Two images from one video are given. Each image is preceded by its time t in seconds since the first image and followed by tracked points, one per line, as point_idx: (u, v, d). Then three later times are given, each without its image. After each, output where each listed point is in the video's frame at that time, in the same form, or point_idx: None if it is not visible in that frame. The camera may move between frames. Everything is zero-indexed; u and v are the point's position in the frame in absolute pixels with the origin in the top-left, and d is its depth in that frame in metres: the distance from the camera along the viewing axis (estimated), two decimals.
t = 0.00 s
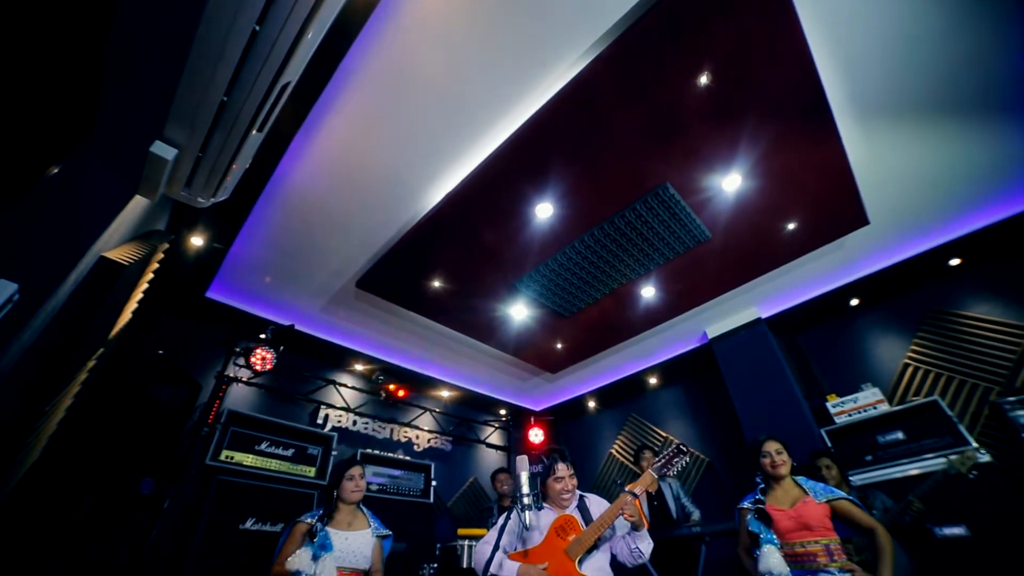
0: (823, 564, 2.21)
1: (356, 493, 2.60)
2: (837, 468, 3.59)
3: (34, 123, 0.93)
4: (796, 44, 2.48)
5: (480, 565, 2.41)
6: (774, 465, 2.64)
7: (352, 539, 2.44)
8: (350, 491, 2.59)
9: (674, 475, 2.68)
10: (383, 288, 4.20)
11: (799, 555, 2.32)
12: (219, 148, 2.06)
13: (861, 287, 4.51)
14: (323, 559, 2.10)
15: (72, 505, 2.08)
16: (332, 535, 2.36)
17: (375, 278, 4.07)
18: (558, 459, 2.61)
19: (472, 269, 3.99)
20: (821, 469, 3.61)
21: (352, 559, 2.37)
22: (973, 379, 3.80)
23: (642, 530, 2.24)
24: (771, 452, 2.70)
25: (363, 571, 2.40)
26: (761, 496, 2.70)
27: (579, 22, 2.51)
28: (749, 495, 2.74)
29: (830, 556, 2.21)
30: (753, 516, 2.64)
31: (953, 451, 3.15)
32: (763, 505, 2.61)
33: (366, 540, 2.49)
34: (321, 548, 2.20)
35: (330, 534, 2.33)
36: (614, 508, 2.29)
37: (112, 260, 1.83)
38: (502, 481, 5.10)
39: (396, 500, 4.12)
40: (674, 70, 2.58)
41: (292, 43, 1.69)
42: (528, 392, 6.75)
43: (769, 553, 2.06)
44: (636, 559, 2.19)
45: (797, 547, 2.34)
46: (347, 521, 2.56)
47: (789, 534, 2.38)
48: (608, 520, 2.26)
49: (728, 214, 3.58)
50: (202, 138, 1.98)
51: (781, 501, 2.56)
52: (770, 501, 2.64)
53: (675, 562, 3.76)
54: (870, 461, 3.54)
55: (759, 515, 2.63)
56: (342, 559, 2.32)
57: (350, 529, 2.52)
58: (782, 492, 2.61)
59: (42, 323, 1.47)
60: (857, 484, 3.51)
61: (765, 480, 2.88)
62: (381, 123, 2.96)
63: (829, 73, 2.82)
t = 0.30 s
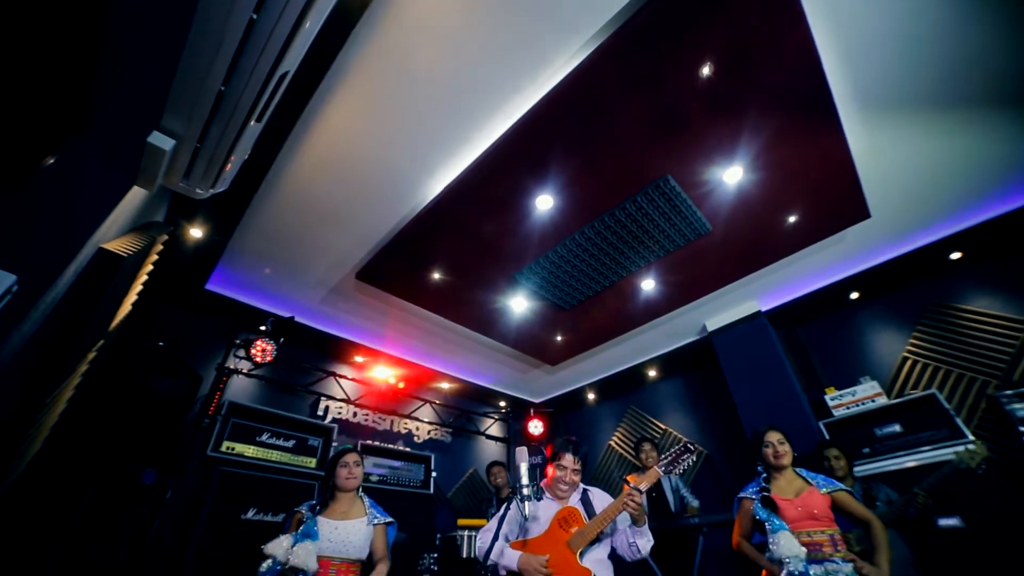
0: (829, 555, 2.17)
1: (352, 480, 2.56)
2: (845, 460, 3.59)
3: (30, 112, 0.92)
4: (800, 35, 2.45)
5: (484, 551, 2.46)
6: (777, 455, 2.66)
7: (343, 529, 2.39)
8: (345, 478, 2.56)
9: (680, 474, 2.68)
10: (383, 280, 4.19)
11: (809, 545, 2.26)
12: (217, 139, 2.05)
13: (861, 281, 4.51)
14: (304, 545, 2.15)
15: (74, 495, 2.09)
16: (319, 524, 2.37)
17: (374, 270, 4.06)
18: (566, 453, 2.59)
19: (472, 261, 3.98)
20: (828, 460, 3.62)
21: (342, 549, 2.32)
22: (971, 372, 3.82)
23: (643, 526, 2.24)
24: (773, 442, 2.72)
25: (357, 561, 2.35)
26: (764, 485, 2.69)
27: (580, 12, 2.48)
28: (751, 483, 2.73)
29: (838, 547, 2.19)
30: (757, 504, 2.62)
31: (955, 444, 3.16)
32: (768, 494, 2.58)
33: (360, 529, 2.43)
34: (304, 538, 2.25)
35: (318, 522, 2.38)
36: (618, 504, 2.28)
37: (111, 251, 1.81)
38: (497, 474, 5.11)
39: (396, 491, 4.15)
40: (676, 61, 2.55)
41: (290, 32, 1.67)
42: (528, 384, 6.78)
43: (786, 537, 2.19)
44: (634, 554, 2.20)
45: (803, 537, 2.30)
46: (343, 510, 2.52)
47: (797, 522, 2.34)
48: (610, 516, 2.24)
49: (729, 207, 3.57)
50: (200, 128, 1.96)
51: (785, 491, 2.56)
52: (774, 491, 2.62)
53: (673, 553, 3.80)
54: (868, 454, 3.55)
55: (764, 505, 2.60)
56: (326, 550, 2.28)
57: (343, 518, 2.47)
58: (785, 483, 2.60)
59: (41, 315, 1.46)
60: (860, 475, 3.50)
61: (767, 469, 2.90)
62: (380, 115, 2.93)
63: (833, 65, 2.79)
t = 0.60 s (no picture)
0: (834, 543, 2.19)
1: (345, 466, 2.46)
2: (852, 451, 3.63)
3: (22, 97, 0.90)
4: (805, 24, 2.41)
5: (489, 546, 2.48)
6: (774, 446, 2.67)
7: (334, 516, 2.27)
8: (338, 464, 2.46)
9: (684, 463, 2.73)
10: (383, 271, 4.18)
11: (815, 533, 2.26)
12: (215, 129, 2.03)
13: (861, 273, 4.51)
14: (293, 538, 2.08)
15: (78, 485, 2.11)
16: (309, 512, 2.27)
17: (374, 262, 4.06)
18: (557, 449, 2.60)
19: (472, 252, 3.97)
20: (836, 450, 3.66)
21: (333, 538, 2.19)
22: (969, 365, 3.83)
23: (648, 516, 2.28)
24: (771, 432, 2.73)
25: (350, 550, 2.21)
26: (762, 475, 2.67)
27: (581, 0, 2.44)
28: (751, 473, 2.69)
29: (840, 536, 2.22)
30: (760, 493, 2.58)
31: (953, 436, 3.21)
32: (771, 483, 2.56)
33: (353, 516, 2.30)
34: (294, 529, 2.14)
35: (308, 511, 2.26)
36: (623, 496, 2.29)
37: (110, 242, 1.81)
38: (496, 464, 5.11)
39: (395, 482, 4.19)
40: (678, 51, 2.52)
41: (287, 19, 1.64)
42: (528, 376, 6.81)
43: (793, 529, 2.23)
44: (641, 543, 2.24)
45: (807, 525, 2.30)
46: (334, 497, 2.41)
47: (800, 510, 2.35)
48: (617, 508, 2.27)
49: (731, 199, 3.55)
50: (198, 118, 1.94)
51: (786, 480, 2.56)
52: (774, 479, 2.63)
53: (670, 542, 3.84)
54: (864, 445, 3.59)
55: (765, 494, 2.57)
56: (314, 538, 2.15)
57: (336, 505, 2.35)
58: (784, 472, 2.62)
59: (41, 306, 1.46)
60: (864, 464, 3.50)
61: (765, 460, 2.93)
62: (380, 105, 2.90)
63: (838, 55, 2.76)
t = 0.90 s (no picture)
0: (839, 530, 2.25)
1: (339, 453, 2.44)
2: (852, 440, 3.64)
3: (15, 82, 0.88)
4: (811, 10, 2.37)
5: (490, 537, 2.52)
6: (774, 432, 2.70)
7: (326, 504, 2.25)
8: (332, 450, 2.45)
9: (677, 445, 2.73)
10: (383, 261, 4.17)
11: (820, 521, 2.26)
12: (212, 116, 2.00)
13: (862, 264, 4.50)
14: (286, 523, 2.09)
15: (83, 472, 2.12)
16: (302, 500, 2.26)
17: (375, 251, 4.04)
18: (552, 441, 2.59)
19: (473, 241, 3.95)
20: (836, 440, 3.67)
21: (324, 526, 2.17)
22: (968, 356, 3.84)
23: (647, 499, 2.31)
24: (773, 419, 2.76)
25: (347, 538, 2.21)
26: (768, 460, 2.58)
27: None
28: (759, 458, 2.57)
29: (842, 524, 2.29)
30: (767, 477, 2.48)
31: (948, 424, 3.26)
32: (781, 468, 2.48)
33: (347, 504, 2.29)
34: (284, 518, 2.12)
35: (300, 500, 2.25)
36: (620, 481, 2.31)
37: (108, 230, 1.83)
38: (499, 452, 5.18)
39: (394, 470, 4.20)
40: (682, 37, 2.48)
41: (285, 2, 1.61)
42: (528, 365, 6.84)
43: (797, 517, 2.19)
44: (642, 525, 2.28)
45: (816, 512, 2.29)
46: (327, 485, 2.38)
47: (812, 498, 2.33)
48: (615, 493, 2.29)
49: (733, 189, 3.53)
50: (194, 106, 1.91)
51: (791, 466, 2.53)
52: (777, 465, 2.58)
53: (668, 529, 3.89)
54: (862, 435, 3.61)
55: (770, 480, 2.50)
56: (306, 526, 2.15)
57: (329, 493, 2.33)
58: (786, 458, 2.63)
59: (39, 295, 1.45)
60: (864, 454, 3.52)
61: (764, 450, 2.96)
62: (379, 93, 2.87)
63: (844, 43, 2.71)
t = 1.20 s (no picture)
0: (832, 520, 2.23)
1: (343, 438, 2.46)
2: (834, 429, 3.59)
3: (6, 66, 0.86)
4: None
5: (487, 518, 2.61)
6: (776, 423, 2.69)
7: (325, 486, 2.28)
8: (338, 436, 2.46)
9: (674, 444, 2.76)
10: (383, 249, 4.16)
11: (815, 510, 2.29)
12: (208, 101, 1.97)
13: (863, 254, 4.49)
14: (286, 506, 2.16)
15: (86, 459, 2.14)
16: (303, 486, 2.29)
17: (375, 238, 4.03)
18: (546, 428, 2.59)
19: (473, 228, 3.93)
20: (818, 429, 3.64)
21: (324, 508, 2.21)
22: (966, 346, 3.86)
23: (638, 496, 2.19)
24: (775, 410, 2.75)
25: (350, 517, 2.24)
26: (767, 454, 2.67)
27: None
28: (755, 452, 2.67)
29: (839, 514, 2.26)
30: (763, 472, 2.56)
31: (944, 415, 3.24)
32: (775, 462, 2.56)
33: (348, 485, 2.31)
34: (285, 502, 2.19)
35: (301, 486, 2.29)
36: (612, 475, 2.23)
37: (105, 218, 1.82)
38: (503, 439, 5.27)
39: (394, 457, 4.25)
40: (686, 23, 2.44)
41: None
42: (528, 353, 6.87)
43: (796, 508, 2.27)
44: (631, 523, 2.17)
45: (807, 504, 2.32)
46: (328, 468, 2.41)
47: (804, 489, 2.35)
48: (604, 486, 2.24)
49: (735, 177, 3.50)
50: (190, 92, 1.89)
51: (789, 459, 2.56)
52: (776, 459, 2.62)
53: (665, 514, 3.95)
54: (858, 424, 3.65)
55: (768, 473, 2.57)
56: (306, 508, 2.19)
57: (329, 476, 2.36)
58: (786, 450, 2.64)
59: (38, 282, 1.45)
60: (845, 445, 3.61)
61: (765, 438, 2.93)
62: (378, 79, 2.83)
63: (851, 30, 2.67)
